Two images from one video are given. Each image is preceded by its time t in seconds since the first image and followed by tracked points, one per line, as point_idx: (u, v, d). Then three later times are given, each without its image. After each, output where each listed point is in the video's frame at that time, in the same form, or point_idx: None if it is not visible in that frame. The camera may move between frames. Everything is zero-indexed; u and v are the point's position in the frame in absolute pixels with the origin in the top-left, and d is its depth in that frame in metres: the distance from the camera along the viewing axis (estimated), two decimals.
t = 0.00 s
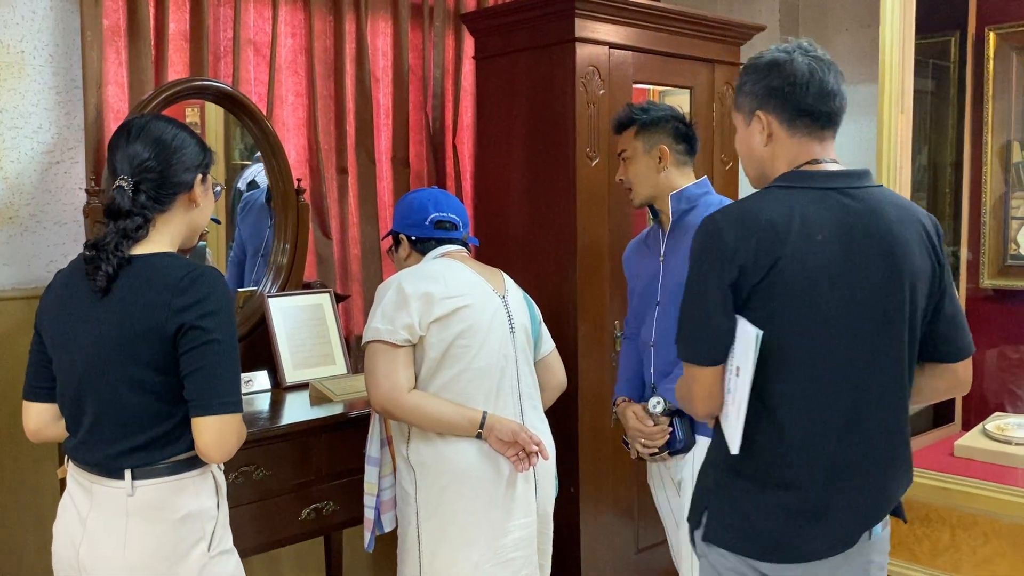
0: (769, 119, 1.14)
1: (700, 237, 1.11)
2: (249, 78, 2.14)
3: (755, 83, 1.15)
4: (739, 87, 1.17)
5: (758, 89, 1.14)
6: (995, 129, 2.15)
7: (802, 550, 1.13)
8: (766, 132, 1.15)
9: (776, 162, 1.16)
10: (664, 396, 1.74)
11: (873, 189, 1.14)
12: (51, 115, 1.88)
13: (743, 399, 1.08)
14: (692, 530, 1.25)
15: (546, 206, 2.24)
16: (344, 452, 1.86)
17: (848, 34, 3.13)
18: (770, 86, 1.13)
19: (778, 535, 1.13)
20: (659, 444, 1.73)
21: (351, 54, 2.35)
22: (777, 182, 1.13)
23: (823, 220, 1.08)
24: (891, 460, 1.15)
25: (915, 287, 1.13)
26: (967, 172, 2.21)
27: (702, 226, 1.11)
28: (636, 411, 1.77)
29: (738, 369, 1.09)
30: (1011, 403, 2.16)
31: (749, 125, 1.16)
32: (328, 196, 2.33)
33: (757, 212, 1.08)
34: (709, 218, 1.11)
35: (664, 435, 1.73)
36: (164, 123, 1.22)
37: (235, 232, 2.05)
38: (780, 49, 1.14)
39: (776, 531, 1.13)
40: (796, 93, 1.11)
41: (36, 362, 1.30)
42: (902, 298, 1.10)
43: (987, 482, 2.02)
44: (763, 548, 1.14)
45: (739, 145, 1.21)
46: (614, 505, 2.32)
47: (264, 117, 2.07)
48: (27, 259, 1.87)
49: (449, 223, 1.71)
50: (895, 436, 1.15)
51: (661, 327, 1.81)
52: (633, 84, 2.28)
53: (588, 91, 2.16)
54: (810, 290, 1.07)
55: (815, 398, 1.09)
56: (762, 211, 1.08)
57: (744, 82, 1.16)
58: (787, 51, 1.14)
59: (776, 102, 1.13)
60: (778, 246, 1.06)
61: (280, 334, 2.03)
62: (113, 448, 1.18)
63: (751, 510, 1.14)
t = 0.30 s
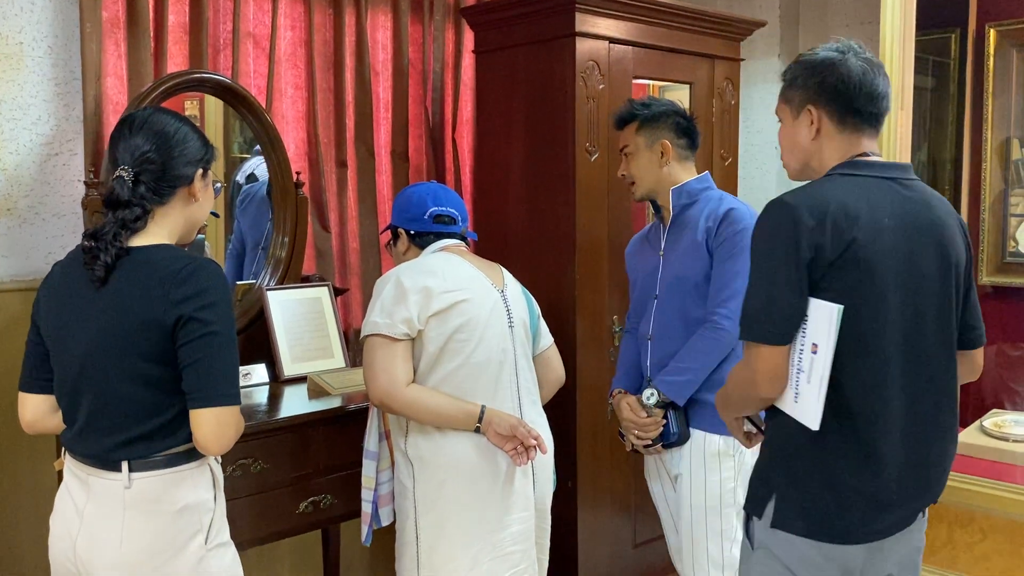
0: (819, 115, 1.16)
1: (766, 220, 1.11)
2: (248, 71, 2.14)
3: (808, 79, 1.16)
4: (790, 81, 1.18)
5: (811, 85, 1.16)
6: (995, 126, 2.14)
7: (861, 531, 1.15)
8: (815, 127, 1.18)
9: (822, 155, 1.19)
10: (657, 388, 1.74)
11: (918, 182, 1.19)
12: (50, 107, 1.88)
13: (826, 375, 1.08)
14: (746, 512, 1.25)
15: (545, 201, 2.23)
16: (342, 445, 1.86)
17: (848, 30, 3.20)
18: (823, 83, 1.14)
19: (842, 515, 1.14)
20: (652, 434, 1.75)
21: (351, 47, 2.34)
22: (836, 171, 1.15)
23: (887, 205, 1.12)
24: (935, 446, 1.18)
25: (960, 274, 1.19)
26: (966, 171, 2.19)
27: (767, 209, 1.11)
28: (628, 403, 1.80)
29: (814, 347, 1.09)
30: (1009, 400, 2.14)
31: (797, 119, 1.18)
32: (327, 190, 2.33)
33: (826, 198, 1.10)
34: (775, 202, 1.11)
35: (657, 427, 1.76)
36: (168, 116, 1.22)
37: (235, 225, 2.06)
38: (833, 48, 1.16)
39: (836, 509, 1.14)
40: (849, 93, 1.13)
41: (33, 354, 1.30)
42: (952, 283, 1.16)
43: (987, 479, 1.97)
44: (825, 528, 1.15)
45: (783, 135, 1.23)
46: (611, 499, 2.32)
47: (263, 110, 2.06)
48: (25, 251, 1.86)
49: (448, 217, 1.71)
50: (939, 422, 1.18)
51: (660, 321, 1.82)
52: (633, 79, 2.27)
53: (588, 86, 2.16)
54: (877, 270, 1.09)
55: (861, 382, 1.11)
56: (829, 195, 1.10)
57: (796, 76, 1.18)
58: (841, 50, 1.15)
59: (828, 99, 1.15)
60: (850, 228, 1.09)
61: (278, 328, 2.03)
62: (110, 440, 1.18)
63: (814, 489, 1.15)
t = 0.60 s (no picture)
0: (849, 107, 1.16)
1: (806, 208, 1.10)
2: (250, 62, 2.13)
3: (839, 72, 1.15)
4: (820, 73, 1.18)
5: (842, 77, 1.15)
6: (998, 120, 2.16)
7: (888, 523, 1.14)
8: (843, 119, 1.17)
9: (852, 147, 1.18)
10: (659, 381, 1.73)
11: (943, 177, 1.21)
12: (51, 97, 1.87)
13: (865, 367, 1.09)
14: (770, 504, 1.23)
15: (547, 193, 2.23)
16: (344, 437, 1.86)
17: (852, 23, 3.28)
18: (855, 77, 1.14)
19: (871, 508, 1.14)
20: (657, 425, 1.75)
21: (353, 38, 2.33)
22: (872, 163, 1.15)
23: (921, 199, 1.12)
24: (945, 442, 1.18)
25: (981, 269, 1.21)
26: (967, 165, 2.20)
27: (807, 196, 1.11)
28: (631, 396, 1.79)
29: (853, 338, 1.10)
30: (1007, 396, 2.09)
31: (826, 110, 1.18)
32: (329, 181, 2.32)
33: (868, 190, 1.09)
34: (815, 190, 1.11)
35: (658, 419, 1.76)
36: (169, 105, 1.21)
37: (236, 216, 2.05)
38: (864, 41, 1.15)
39: (863, 500, 1.14)
40: (881, 87, 1.13)
41: (34, 344, 1.29)
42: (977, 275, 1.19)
43: (983, 473, 1.92)
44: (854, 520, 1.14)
45: (809, 126, 1.22)
46: (611, 492, 2.32)
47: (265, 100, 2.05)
48: (26, 241, 1.86)
49: (451, 209, 1.70)
50: (952, 412, 1.21)
51: (664, 315, 1.82)
52: (636, 72, 2.27)
53: (591, 78, 2.16)
54: (918, 263, 1.10)
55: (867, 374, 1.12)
56: (869, 184, 1.10)
57: (827, 68, 1.17)
58: (872, 43, 1.15)
59: (860, 92, 1.14)
60: (890, 218, 1.08)
61: (280, 318, 2.03)
62: (113, 431, 1.18)
63: (844, 483, 1.14)
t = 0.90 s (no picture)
0: (873, 94, 1.14)
1: (817, 197, 1.09)
2: (250, 51, 2.12)
3: (868, 58, 1.13)
4: (845, 56, 1.15)
5: (870, 62, 1.13)
6: (1000, 115, 2.16)
7: (898, 518, 1.14)
8: (866, 105, 1.15)
9: (870, 137, 1.17)
10: (669, 379, 1.73)
11: (965, 173, 1.18)
12: (49, 86, 1.86)
13: (850, 366, 1.08)
14: (779, 501, 1.24)
15: (547, 185, 2.22)
16: (343, 429, 1.85)
17: (854, 17, 3.30)
18: (884, 64, 1.12)
19: (878, 502, 1.13)
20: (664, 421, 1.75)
21: (353, 28, 2.32)
22: (887, 155, 1.14)
23: (937, 196, 1.10)
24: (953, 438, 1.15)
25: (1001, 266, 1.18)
26: (969, 159, 2.20)
27: (815, 189, 1.10)
28: (641, 391, 1.79)
29: (842, 339, 1.09)
30: (1003, 393, 2.09)
31: (848, 94, 1.16)
32: (328, 172, 2.31)
33: (875, 185, 1.07)
34: (824, 183, 1.09)
35: (668, 415, 1.75)
36: (158, 90, 1.19)
37: (235, 209, 2.04)
38: (893, 27, 1.13)
39: (865, 493, 1.14)
40: (910, 78, 1.11)
41: (31, 333, 1.28)
42: (991, 272, 1.15)
43: (983, 468, 1.92)
44: (862, 515, 1.14)
45: (827, 108, 1.20)
46: (611, 485, 2.32)
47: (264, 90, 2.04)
48: (24, 230, 1.85)
49: (452, 200, 1.70)
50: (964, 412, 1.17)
51: (670, 310, 1.82)
52: (638, 64, 2.26)
53: (593, 69, 2.14)
54: (928, 259, 1.08)
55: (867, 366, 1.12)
56: (883, 181, 1.08)
57: (853, 51, 1.15)
58: (901, 30, 1.13)
59: (887, 82, 1.12)
60: (902, 216, 1.07)
61: (279, 310, 2.02)
62: (111, 422, 1.17)
63: (850, 477, 1.14)
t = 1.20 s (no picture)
0: (876, 89, 1.14)
1: (830, 198, 1.09)
2: (249, 45, 2.11)
3: (870, 52, 1.13)
4: (848, 52, 1.15)
5: (872, 58, 1.13)
6: (1002, 112, 2.18)
7: (913, 522, 1.14)
8: (869, 101, 1.15)
9: (874, 131, 1.17)
10: (680, 377, 1.73)
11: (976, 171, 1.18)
12: (47, 78, 1.84)
13: (874, 375, 1.08)
14: (793, 510, 1.24)
15: (547, 180, 2.22)
16: (342, 424, 1.85)
17: (855, 13, 3.30)
18: (886, 58, 1.12)
19: (893, 504, 1.14)
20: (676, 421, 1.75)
21: (353, 22, 2.31)
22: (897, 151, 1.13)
23: (954, 195, 1.10)
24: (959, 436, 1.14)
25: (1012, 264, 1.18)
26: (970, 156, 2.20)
27: (827, 188, 1.10)
28: (650, 391, 1.78)
29: (865, 345, 1.09)
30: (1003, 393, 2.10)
31: (851, 90, 1.16)
32: (328, 167, 2.30)
33: (891, 183, 1.07)
34: (842, 182, 1.09)
35: (680, 414, 1.75)
36: (163, 83, 1.19)
37: (234, 203, 2.03)
38: (897, 21, 1.13)
39: (880, 497, 1.14)
40: (913, 72, 1.11)
41: (26, 328, 1.27)
42: (1007, 268, 1.16)
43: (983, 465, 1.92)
44: (878, 519, 1.14)
45: (830, 104, 1.20)
46: (610, 482, 2.32)
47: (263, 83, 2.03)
48: (22, 224, 1.84)
49: (452, 195, 1.69)
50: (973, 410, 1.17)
51: (676, 306, 1.82)
52: (639, 59, 2.25)
53: (594, 64, 2.14)
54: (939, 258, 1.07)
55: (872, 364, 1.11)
56: (900, 178, 1.08)
57: (855, 47, 1.14)
58: (906, 24, 1.12)
59: (889, 76, 1.12)
60: (920, 215, 1.06)
61: (276, 304, 2.01)
62: (110, 417, 1.16)
63: (864, 479, 1.15)
